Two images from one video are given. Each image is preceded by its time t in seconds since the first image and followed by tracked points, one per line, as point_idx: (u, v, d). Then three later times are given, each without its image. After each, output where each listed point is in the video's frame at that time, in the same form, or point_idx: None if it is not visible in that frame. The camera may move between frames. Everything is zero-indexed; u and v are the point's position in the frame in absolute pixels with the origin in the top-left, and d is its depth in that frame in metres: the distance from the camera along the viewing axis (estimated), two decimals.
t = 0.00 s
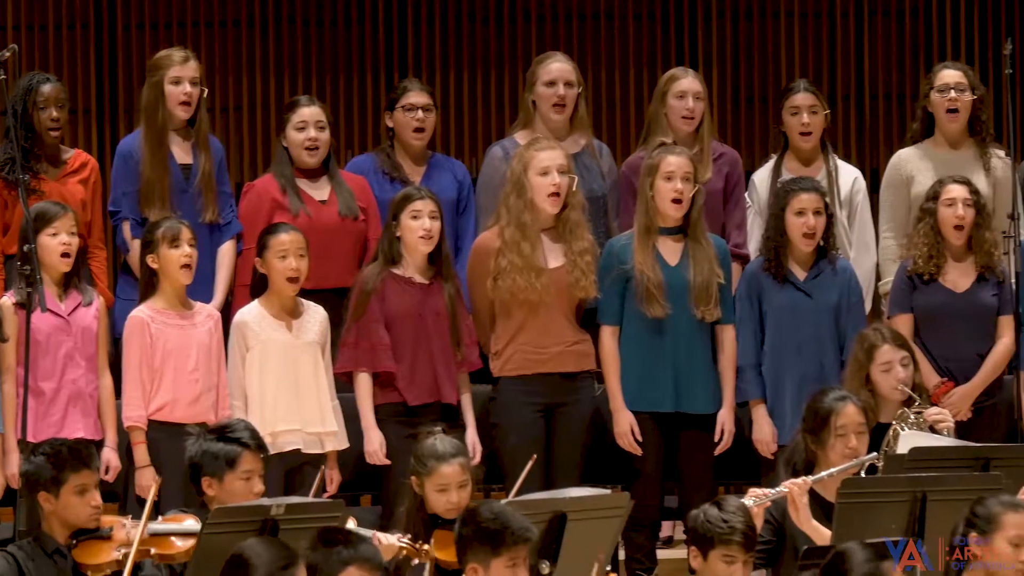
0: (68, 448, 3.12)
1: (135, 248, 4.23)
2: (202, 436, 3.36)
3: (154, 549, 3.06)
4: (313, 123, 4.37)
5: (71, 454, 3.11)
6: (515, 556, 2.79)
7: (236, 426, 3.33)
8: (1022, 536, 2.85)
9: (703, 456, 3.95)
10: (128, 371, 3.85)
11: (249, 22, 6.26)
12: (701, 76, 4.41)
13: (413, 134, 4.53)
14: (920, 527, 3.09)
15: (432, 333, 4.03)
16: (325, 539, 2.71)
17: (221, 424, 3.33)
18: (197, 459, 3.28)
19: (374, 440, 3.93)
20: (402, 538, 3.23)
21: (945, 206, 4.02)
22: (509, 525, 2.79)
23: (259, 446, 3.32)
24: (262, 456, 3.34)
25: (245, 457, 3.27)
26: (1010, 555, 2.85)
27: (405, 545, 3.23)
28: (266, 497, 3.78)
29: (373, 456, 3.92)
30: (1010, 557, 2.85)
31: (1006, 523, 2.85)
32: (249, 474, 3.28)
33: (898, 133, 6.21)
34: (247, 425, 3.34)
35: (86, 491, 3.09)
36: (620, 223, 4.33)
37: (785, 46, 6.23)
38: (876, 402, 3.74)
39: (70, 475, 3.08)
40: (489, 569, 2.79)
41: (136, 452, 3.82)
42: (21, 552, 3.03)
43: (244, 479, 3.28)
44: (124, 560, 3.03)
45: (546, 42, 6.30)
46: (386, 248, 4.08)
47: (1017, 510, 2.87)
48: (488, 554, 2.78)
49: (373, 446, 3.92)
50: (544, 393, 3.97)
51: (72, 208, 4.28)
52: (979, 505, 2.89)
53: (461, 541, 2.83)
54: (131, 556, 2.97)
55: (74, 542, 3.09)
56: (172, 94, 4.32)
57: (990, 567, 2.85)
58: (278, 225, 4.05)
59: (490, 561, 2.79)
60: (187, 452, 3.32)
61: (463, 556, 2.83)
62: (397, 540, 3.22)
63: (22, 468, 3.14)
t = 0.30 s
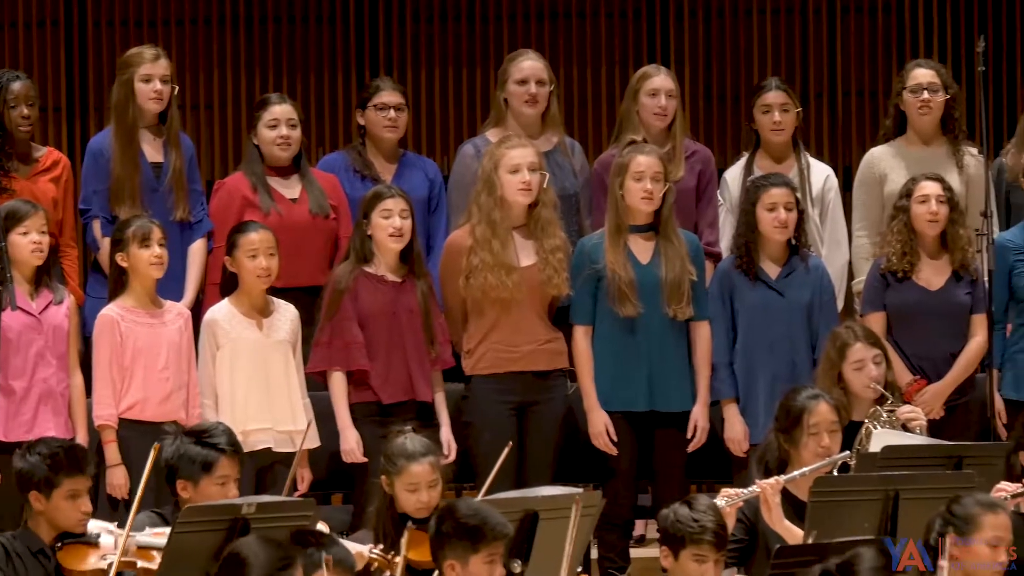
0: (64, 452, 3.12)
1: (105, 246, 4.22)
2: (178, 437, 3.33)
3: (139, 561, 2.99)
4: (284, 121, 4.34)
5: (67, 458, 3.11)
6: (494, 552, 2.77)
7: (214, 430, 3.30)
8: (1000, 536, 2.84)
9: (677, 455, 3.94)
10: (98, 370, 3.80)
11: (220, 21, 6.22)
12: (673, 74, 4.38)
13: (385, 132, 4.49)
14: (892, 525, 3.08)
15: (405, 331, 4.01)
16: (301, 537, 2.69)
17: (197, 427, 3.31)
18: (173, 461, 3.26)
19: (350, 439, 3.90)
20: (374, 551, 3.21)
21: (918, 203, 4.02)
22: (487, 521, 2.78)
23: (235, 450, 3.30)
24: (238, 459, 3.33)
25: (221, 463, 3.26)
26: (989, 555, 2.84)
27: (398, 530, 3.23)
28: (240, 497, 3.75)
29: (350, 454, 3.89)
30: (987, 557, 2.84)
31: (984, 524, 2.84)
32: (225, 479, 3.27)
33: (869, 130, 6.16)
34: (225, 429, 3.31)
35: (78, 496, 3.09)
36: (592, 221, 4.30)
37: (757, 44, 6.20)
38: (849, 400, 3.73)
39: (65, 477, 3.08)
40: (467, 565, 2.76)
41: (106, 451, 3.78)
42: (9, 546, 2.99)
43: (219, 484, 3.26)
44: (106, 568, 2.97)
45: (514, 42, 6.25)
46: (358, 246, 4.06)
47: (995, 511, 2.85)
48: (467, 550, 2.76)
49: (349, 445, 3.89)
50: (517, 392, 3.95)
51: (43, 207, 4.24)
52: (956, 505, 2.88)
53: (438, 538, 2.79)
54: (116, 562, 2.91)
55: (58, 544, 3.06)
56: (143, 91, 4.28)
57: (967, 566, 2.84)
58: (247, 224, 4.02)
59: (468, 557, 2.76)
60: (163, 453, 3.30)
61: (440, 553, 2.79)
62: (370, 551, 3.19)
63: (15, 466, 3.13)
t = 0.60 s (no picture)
0: (56, 455, 3.08)
1: (76, 243, 4.16)
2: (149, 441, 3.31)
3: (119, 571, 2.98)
4: (256, 118, 4.32)
5: (59, 463, 3.06)
6: (469, 548, 2.76)
7: (185, 434, 3.27)
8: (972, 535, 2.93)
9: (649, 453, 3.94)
10: (69, 368, 3.78)
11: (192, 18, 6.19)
12: (644, 71, 4.35)
13: (357, 131, 4.48)
14: (863, 524, 3.09)
15: (378, 330, 3.99)
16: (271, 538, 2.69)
17: (168, 430, 3.27)
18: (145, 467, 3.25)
19: (321, 435, 3.88)
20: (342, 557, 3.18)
21: (889, 203, 4.02)
22: (463, 517, 2.77)
23: (205, 454, 3.28)
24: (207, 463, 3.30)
25: (191, 468, 3.23)
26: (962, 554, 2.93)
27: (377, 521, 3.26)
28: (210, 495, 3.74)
29: (319, 451, 3.87)
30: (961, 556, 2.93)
31: (958, 523, 2.93)
32: (195, 484, 3.25)
33: (841, 128, 6.15)
34: (196, 433, 3.28)
35: (64, 501, 3.06)
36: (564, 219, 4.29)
37: (729, 41, 6.18)
38: (819, 397, 3.73)
39: (54, 483, 3.05)
40: (443, 561, 2.75)
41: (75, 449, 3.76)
42: None
43: (188, 489, 3.24)
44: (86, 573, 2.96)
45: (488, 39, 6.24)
46: (331, 244, 4.03)
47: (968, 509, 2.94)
48: (444, 545, 2.74)
49: (318, 442, 3.88)
50: (490, 390, 3.94)
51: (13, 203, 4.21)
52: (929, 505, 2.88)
53: (413, 534, 2.76)
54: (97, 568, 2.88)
55: (40, 546, 3.04)
56: (114, 87, 4.25)
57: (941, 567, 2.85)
58: (217, 220, 4.00)
59: (444, 553, 2.74)
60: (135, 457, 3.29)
61: (414, 550, 2.76)
62: (341, 557, 3.17)
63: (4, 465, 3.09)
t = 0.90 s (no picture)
0: (19, 455, 3.00)
1: (44, 241, 4.14)
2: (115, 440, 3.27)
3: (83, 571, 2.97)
4: (225, 117, 4.29)
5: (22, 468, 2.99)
6: (436, 547, 2.75)
7: (151, 433, 3.24)
8: (944, 544, 2.84)
9: (618, 451, 3.94)
10: (36, 367, 3.76)
11: (161, 16, 6.16)
12: (612, 69, 4.34)
13: (324, 130, 4.46)
14: (831, 521, 3.10)
15: (348, 329, 3.98)
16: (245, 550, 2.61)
17: (134, 429, 3.25)
18: (111, 464, 3.21)
19: (286, 434, 3.85)
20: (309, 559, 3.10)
21: (856, 203, 4.03)
22: (430, 516, 2.75)
23: (171, 454, 3.25)
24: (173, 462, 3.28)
25: (157, 467, 3.21)
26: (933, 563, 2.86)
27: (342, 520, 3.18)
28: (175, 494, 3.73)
29: (285, 450, 3.84)
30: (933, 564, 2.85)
31: (932, 531, 2.85)
32: (161, 483, 3.23)
33: (810, 128, 6.16)
34: (162, 433, 3.25)
35: (28, 501, 2.99)
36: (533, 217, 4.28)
37: (694, 41, 6.17)
38: (788, 395, 3.73)
39: (16, 484, 2.97)
40: (411, 560, 2.73)
41: (43, 447, 3.73)
42: None
43: (154, 488, 3.21)
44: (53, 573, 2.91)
45: (458, 38, 6.22)
46: (302, 243, 4.00)
47: (945, 517, 2.85)
48: (411, 544, 2.73)
49: (283, 441, 3.84)
50: (458, 388, 3.92)
51: None
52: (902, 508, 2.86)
53: (380, 534, 2.74)
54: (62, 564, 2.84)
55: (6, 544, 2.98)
56: (83, 86, 4.21)
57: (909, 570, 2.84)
58: (184, 219, 3.97)
59: (411, 551, 2.73)
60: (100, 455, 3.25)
61: (381, 548, 2.74)
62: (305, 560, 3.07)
63: None
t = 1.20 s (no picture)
0: None
1: (10, 241, 4.11)
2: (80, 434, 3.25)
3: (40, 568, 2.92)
4: (192, 115, 4.26)
5: None
6: (399, 549, 2.74)
7: (116, 424, 3.22)
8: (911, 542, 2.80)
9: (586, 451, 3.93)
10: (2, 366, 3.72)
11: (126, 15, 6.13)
12: (578, 67, 4.33)
13: (290, 129, 4.44)
14: (798, 519, 3.10)
15: (317, 328, 3.96)
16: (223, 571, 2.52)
17: (99, 421, 3.23)
18: (76, 455, 3.18)
19: (260, 434, 3.85)
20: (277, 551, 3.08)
21: (821, 201, 4.03)
22: (393, 518, 2.74)
23: (138, 445, 3.22)
24: (140, 453, 3.25)
25: (123, 457, 3.18)
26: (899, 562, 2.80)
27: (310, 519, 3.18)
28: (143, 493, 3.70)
29: (259, 450, 3.83)
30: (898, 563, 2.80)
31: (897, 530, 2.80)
32: (127, 474, 3.20)
33: (776, 127, 6.13)
34: (127, 424, 3.23)
35: None
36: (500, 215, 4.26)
37: (664, 37, 6.16)
38: (754, 394, 3.73)
39: None
40: (373, 562, 2.71)
41: (9, 445, 3.72)
42: None
43: (120, 478, 3.19)
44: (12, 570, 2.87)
45: (424, 36, 6.20)
46: (269, 241, 3.98)
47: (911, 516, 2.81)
48: (372, 547, 2.71)
49: (258, 441, 3.84)
50: (425, 387, 3.91)
51: None
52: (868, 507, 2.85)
53: (342, 536, 2.73)
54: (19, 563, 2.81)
55: None
56: (49, 85, 4.17)
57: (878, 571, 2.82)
58: (151, 217, 3.94)
59: (373, 554, 2.71)
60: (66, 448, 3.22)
61: (344, 549, 2.73)
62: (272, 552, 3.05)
63: None
